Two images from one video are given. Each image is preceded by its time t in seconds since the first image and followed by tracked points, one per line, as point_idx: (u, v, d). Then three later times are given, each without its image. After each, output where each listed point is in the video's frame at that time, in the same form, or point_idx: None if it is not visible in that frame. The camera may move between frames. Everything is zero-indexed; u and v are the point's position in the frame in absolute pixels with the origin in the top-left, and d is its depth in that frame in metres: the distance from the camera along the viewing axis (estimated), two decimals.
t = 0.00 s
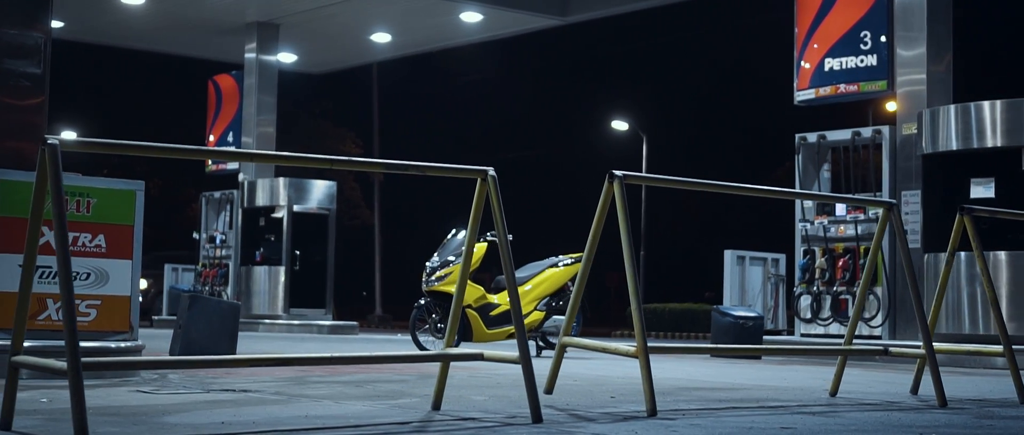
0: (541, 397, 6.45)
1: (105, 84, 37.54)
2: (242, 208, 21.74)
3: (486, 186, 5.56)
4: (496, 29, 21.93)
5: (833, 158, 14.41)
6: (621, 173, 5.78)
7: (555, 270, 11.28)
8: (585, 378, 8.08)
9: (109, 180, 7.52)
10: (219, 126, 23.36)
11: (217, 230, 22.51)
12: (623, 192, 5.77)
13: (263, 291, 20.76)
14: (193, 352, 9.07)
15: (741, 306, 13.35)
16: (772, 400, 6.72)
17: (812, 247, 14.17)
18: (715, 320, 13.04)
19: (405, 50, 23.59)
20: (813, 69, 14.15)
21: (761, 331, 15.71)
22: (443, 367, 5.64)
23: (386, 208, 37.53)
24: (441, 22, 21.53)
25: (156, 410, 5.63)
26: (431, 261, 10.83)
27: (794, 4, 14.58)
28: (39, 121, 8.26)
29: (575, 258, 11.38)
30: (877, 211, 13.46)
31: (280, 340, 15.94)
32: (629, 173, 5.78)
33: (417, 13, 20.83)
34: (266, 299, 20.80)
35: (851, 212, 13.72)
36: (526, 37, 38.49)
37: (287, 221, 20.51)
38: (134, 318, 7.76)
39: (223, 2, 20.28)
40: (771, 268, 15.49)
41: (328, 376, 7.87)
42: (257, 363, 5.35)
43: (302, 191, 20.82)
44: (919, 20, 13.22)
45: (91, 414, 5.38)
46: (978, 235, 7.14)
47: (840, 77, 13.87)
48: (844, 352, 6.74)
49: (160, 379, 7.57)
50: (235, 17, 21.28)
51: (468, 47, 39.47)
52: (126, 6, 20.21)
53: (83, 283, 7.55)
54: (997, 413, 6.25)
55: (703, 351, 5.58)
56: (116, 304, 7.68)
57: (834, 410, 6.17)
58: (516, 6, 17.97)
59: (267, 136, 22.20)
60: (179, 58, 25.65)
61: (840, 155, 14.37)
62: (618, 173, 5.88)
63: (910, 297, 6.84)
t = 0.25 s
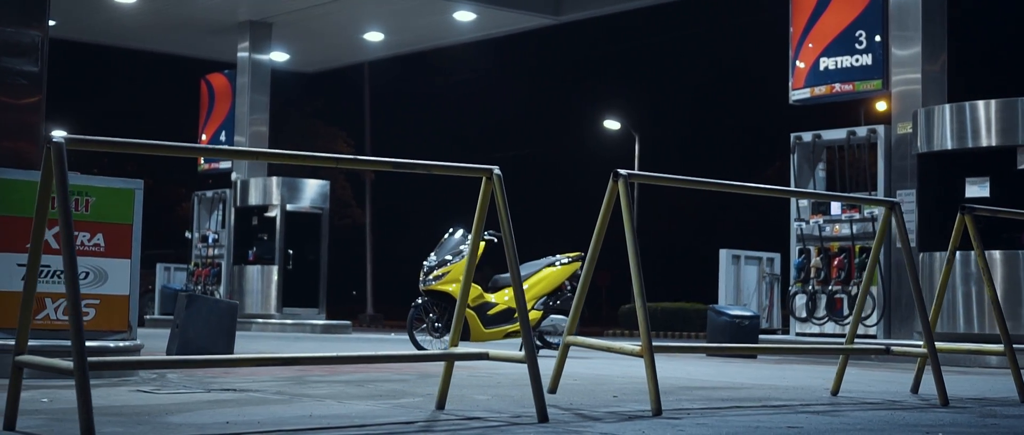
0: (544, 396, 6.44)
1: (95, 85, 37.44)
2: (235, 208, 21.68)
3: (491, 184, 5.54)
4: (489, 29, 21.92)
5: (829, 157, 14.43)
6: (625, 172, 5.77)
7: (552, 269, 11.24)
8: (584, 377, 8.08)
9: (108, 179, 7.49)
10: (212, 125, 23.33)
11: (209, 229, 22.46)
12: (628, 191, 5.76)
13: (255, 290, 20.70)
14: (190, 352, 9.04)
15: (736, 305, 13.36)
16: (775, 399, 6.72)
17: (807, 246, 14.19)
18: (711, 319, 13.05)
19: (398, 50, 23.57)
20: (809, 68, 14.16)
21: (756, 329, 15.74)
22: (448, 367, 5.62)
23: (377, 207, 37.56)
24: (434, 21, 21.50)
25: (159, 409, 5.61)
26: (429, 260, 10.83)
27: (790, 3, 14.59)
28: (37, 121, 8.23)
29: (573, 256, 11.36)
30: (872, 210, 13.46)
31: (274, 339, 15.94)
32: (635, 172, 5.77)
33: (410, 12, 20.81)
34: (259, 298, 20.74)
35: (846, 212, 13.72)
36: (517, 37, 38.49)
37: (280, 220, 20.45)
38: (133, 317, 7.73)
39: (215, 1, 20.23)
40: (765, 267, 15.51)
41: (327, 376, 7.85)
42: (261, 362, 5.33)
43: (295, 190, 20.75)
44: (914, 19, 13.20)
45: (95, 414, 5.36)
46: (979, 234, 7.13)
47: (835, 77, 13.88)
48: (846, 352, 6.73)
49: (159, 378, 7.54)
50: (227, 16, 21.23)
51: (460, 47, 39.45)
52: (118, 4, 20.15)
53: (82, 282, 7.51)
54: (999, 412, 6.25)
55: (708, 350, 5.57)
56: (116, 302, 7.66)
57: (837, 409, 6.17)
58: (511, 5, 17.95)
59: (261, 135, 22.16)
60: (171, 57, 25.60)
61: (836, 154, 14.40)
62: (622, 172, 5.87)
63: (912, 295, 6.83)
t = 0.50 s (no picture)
0: (548, 395, 6.43)
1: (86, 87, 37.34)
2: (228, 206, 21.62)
3: (497, 182, 5.53)
4: (484, 27, 21.88)
5: (825, 156, 14.43)
6: (631, 171, 5.77)
7: (551, 268, 11.25)
8: (585, 376, 8.06)
9: (107, 177, 7.45)
10: (205, 124, 23.28)
11: (203, 227, 22.41)
12: (634, 189, 5.76)
13: (250, 289, 20.65)
14: (189, 351, 9.02)
15: (733, 304, 13.36)
16: (778, 397, 6.72)
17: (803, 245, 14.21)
18: (708, 318, 13.04)
19: (392, 48, 23.53)
20: (805, 67, 14.15)
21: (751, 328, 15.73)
22: (453, 366, 5.61)
23: (368, 207, 37.55)
24: (429, 20, 21.47)
25: (164, 407, 5.59)
26: (427, 258, 10.85)
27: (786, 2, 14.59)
28: (35, 118, 8.17)
29: (571, 255, 11.39)
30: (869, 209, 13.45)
31: (269, 339, 15.90)
32: (641, 171, 5.77)
33: (404, 11, 20.76)
34: (253, 297, 20.68)
35: (842, 210, 13.72)
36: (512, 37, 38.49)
37: (274, 218, 20.39)
38: (133, 316, 7.70)
39: None
40: (761, 266, 15.50)
41: (329, 375, 7.84)
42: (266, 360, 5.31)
43: (289, 188, 20.68)
44: (910, 18, 13.11)
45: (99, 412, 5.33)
46: (982, 233, 7.12)
47: (831, 76, 13.87)
48: (850, 351, 6.72)
49: (159, 377, 7.51)
50: (221, 14, 21.17)
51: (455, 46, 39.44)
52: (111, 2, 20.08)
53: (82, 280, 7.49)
54: (1004, 410, 6.25)
55: (713, 347, 5.56)
56: (116, 302, 7.63)
57: (840, 407, 6.16)
58: (504, 3, 17.93)
59: (254, 134, 22.08)
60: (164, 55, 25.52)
61: (831, 153, 14.40)
62: (629, 171, 5.86)
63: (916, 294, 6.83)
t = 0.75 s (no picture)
0: (555, 395, 6.42)
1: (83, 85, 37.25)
2: (226, 206, 21.57)
3: (507, 181, 5.52)
4: (481, 26, 21.88)
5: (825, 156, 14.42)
6: (641, 170, 5.77)
7: (552, 267, 11.25)
8: (591, 375, 8.05)
9: (111, 176, 7.44)
10: (202, 123, 23.25)
11: (200, 227, 22.36)
12: (643, 188, 5.75)
13: (248, 288, 20.61)
14: (192, 351, 9.01)
15: (734, 302, 13.35)
16: (785, 396, 6.72)
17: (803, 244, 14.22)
18: (709, 317, 13.03)
19: (389, 47, 23.53)
20: (805, 66, 14.15)
21: (750, 327, 15.72)
22: (463, 365, 5.59)
23: (364, 206, 37.52)
24: (427, 18, 21.45)
25: (173, 407, 5.57)
26: (429, 257, 10.87)
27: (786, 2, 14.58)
28: (38, 117, 8.14)
29: (573, 254, 11.38)
30: (870, 208, 13.43)
31: (266, 339, 15.87)
32: (650, 170, 5.77)
33: (401, 10, 20.76)
34: (251, 296, 20.64)
35: (842, 209, 13.72)
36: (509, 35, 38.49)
37: (271, 217, 20.34)
38: (137, 315, 7.68)
39: None
40: (760, 266, 15.50)
41: (334, 374, 7.83)
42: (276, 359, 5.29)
43: (286, 187, 20.64)
44: (911, 17, 13.06)
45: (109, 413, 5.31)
46: (988, 232, 7.12)
47: (831, 75, 13.87)
48: (857, 350, 6.72)
49: (164, 377, 7.49)
50: (219, 13, 21.14)
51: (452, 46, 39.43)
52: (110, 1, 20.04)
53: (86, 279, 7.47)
54: (1013, 409, 6.24)
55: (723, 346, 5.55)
56: (120, 301, 7.61)
57: (849, 407, 6.16)
58: (502, 1, 17.90)
59: (251, 133, 22.04)
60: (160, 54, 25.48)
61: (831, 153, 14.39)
62: (638, 170, 5.85)
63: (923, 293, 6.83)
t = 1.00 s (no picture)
0: (563, 395, 6.40)
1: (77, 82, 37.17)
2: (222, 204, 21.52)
3: (516, 181, 5.49)
4: (478, 25, 21.85)
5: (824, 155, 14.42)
6: (650, 169, 5.74)
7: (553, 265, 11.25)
8: (595, 374, 8.04)
9: (114, 174, 7.42)
10: (199, 122, 23.21)
11: (197, 225, 22.32)
12: (652, 187, 5.74)
13: (244, 287, 20.56)
14: (194, 350, 8.99)
15: (734, 301, 13.33)
16: (793, 396, 6.70)
17: (802, 243, 14.22)
18: (709, 316, 13.02)
19: (385, 46, 23.50)
20: (804, 65, 14.14)
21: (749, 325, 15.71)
22: (471, 365, 5.57)
23: (360, 204, 37.50)
24: (424, 17, 21.42)
25: (181, 407, 5.54)
26: (431, 255, 10.87)
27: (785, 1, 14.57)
28: (41, 115, 8.11)
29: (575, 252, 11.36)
30: (870, 207, 13.42)
31: (265, 338, 15.83)
32: (659, 169, 5.74)
33: (398, 8, 20.73)
34: (248, 295, 20.60)
35: (842, 208, 13.71)
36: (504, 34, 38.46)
37: (268, 216, 20.29)
38: (141, 313, 7.65)
39: None
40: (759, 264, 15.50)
41: (339, 374, 7.81)
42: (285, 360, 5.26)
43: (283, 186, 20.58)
44: (911, 16, 13.07)
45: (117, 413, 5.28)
46: (995, 231, 7.10)
47: (831, 73, 13.86)
48: (865, 350, 6.70)
49: (168, 376, 7.46)
50: (216, 11, 21.11)
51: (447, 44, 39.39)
52: None
53: (90, 278, 7.45)
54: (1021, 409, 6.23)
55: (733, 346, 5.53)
56: (124, 299, 7.58)
57: (858, 406, 6.14)
58: None
59: (248, 131, 22.00)
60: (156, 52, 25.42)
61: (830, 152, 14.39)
62: (647, 169, 5.83)
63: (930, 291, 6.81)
